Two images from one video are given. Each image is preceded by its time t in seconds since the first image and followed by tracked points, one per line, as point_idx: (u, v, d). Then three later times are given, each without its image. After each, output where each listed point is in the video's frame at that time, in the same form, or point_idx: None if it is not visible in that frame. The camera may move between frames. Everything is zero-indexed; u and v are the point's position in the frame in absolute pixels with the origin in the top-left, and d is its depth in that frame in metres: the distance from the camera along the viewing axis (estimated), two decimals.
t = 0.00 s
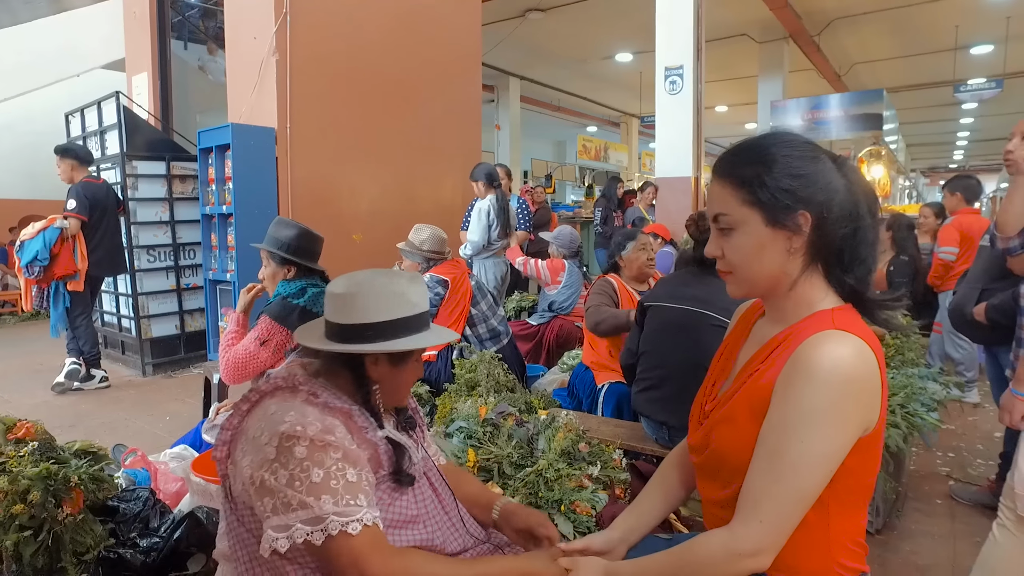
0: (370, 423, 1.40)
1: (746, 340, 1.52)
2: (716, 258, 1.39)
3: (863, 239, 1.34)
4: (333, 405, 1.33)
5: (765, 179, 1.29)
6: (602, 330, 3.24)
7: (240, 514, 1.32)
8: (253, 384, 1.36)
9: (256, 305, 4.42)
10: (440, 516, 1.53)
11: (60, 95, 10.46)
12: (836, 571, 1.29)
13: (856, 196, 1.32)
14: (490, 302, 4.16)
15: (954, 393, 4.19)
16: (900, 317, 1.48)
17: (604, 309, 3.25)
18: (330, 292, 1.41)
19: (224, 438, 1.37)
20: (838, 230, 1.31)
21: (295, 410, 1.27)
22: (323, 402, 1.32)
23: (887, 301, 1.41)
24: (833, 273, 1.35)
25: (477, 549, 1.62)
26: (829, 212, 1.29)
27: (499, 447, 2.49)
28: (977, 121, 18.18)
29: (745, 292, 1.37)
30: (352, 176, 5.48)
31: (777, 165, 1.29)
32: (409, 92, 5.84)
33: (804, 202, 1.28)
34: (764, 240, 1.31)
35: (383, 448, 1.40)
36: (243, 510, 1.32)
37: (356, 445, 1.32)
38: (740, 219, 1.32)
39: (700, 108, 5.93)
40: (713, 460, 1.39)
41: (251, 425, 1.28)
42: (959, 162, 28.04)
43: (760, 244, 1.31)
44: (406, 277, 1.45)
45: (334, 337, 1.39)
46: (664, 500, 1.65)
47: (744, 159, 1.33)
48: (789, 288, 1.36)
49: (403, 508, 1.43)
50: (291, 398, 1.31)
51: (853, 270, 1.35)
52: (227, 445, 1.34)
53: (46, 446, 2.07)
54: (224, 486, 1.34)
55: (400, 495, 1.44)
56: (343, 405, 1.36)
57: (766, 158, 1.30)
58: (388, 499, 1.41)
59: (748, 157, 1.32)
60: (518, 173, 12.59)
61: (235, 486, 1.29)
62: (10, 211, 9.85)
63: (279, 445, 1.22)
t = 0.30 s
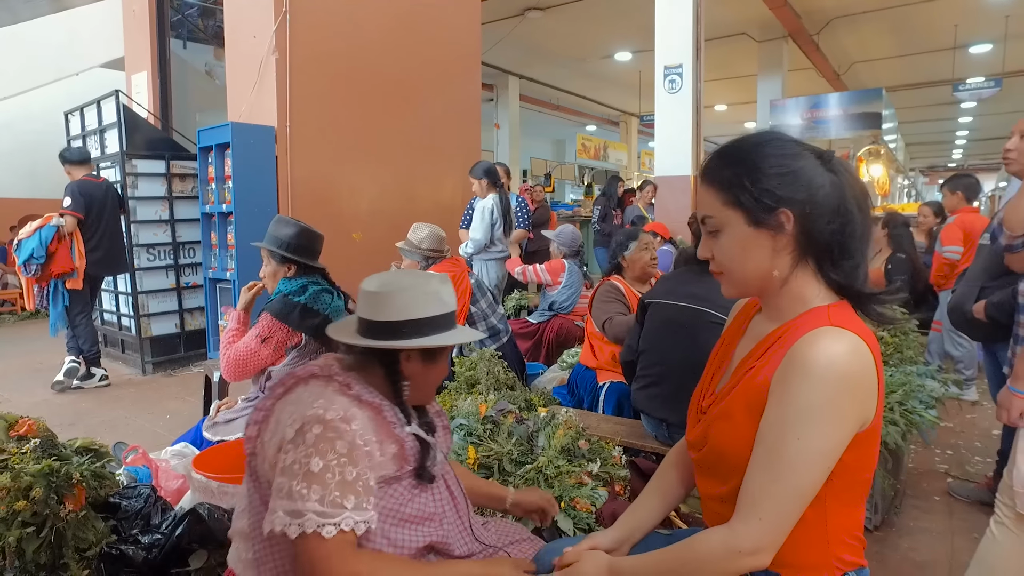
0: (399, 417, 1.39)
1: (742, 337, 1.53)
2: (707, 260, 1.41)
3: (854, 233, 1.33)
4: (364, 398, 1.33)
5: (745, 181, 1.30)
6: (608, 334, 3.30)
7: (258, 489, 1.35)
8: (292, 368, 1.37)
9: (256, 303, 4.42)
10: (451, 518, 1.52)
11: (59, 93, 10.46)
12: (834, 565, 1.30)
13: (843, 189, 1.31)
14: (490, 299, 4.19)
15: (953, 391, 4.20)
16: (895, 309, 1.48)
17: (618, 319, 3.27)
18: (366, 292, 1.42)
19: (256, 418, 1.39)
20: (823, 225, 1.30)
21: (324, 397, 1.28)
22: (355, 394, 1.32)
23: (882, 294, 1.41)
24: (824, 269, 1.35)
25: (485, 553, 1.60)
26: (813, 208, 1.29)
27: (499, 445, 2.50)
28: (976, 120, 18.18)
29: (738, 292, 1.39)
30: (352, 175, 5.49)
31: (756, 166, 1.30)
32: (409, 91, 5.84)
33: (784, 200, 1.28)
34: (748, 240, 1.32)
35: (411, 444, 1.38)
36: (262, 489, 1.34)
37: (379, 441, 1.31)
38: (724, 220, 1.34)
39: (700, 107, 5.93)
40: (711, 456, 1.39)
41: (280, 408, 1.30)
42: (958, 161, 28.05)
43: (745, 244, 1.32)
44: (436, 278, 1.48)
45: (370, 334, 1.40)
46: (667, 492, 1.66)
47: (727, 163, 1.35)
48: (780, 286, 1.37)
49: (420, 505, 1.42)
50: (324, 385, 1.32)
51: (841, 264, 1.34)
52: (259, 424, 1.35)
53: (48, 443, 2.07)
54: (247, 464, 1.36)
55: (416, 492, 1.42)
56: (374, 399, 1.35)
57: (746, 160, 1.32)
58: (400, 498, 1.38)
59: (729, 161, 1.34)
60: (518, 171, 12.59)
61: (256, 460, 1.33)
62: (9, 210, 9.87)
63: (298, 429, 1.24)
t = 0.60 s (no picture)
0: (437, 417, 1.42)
1: (740, 336, 1.53)
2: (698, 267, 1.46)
3: (833, 231, 1.31)
4: (411, 390, 1.36)
5: (713, 196, 1.34)
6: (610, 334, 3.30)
7: (294, 462, 1.28)
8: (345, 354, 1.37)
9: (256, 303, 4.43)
10: (474, 522, 1.48)
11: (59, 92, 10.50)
12: (834, 562, 1.31)
13: (816, 189, 1.30)
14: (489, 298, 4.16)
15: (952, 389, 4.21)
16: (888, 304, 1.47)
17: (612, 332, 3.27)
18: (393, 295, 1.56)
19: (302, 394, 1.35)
20: (795, 227, 1.30)
21: (373, 383, 1.29)
22: (402, 385, 1.35)
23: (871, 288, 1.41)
24: (809, 268, 1.34)
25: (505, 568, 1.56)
26: (782, 212, 1.29)
27: (500, 443, 2.52)
28: (976, 119, 18.16)
29: (728, 295, 1.41)
30: (352, 174, 5.49)
31: (725, 178, 1.33)
32: (409, 90, 5.85)
33: (751, 208, 1.29)
34: (723, 249, 1.35)
35: (445, 441, 1.41)
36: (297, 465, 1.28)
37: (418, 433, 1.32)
38: (701, 231, 1.38)
39: (700, 106, 5.93)
40: (710, 455, 1.40)
41: (328, 387, 1.28)
42: (958, 160, 28.03)
43: (721, 253, 1.35)
44: (452, 275, 1.52)
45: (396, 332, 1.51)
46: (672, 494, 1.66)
47: (702, 175, 1.38)
48: (767, 287, 1.38)
49: (445, 505, 1.40)
50: (374, 372, 1.34)
51: (821, 263, 1.33)
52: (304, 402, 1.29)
53: (51, 442, 2.08)
54: (286, 438, 1.30)
55: (451, 487, 1.43)
56: (420, 394, 1.37)
57: (716, 174, 1.35)
58: (434, 492, 1.39)
59: (702, 174, 1.38)
60: (517, 170, 12.59)
61: (295, 434, 1.27)
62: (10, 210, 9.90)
63: (346, 407, 1.23)
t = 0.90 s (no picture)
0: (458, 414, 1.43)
1: (740, 337, 1.54)
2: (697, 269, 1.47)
3: (827, 229, 1.31)
4: (433, 387, 1.36)
5: (708, 198, 1.35)
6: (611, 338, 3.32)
7: (315, 455, 1.33)
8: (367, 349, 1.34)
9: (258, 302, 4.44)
10: (488, 519, 1.50)
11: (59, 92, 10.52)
12: (834, 558, 1.32)
13: (808, 188, 1.30)
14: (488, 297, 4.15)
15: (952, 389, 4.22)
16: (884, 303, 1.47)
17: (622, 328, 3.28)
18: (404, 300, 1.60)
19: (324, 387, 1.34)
20: (787, 226, 1.30)
21: (395, 378, 1.30)
22: (424, 381, 1.35)
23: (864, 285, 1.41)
24: (803, 266, 1.34)
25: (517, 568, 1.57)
26: (775, 212, 1.29)
27: (502, 442, 2.53)
28: (974, 118, 18.19)
29: (727, 296, 1.41)
30: (352, 174, 5.49)
31: (718, 179, 1.34)
32: (409, 90, 5.85)
33: (744, 208, 1.30)
34: (719, 249, 1.36)
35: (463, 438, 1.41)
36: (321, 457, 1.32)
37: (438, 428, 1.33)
38: (697, 233, 1.39)
39: (699, 105, 5.94)
40: (711, 454, 1.41)
41: (349, 381, 1.29)
42: (957, 159, 28.05)
43: (717, 253, 1.36)
44: (460, 275, 1.55)
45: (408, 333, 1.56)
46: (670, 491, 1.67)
47: (697, 177, 1.38)
48: (763, 286, 1.39)
49: (462, 501, 1.41)
50: (396, 366, 1.34)
51: (814, 261, 1.33)
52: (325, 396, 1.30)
53: (54, 441, 2.08)
54: (307, 431, 1.35)
55: (470, 482, 1.45)
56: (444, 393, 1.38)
57: (710, 176, 1.36)
58: (454, 487, 1.40)
59: (697, 176, 1.39)
60: (517, 169, 12.60)
61: (317, 425, 1.31)
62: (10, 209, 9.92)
63: (369, 401, 1.24)
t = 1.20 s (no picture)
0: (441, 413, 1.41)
1: (744, 338, 1.54)
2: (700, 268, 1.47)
3: (831, 229, 1.32)
4: (413, 390, 1.35)
5: (715, 197, 1.35)
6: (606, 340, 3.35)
7: (303, 470, 1.34)
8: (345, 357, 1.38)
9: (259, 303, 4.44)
10: (484, 512, 1.48)
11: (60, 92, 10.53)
12: (838, 557, 1.32)
13: (814, 188, 1.31)
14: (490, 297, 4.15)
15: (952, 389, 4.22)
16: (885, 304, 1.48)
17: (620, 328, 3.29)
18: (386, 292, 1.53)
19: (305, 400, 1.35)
20: (794, 227, 1.31)
21: (375, 386, 1.30)
22: (404, 385, 1.35)
23: (866, 285, 1.42)
24: (807, 266, 1.35)
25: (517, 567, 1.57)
26: (781, 211, 1.30)
27: (504, 442, 2.55)
28: (974, 118, 18.22)
29: (731, 298, 1.42)
30: (353, 174, 5.50)
31: (727, 179, 1.34)
32: (409, 90, 5.85)
33: (751, 207, 1.30)
34: (725, 248, 1.36)
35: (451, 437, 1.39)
36: (311, 472, 1.33)
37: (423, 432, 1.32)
38: (704, 233, 1.39)
39: (700, 105, 5.94)
40: (715, 454, 1.41)
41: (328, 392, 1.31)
42: (956, 159, 28.09)
43: (723, 253, 1.36)
44: (439, 268, 1.48)
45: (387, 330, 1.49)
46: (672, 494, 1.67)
47: (704, 178, 1.39)
48: (767, 287, 1.40)
49: (457, 498, 1.40)
50: (375, 373, 1.34)
51: (820, 262, 1.34)
52: (306, 406, 1.33)
53: (58, 441, 2.08)
54: (292, 446, 1.36)
55: (461, 478, 1.43)
56: (425, 394, 1.37)
57: (718, 175, 1.36)
58: (444, 488, 1.38)
59: (705, 175, 1.39)
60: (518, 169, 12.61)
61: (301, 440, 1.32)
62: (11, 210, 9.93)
63: (349, 412, 1.25)
